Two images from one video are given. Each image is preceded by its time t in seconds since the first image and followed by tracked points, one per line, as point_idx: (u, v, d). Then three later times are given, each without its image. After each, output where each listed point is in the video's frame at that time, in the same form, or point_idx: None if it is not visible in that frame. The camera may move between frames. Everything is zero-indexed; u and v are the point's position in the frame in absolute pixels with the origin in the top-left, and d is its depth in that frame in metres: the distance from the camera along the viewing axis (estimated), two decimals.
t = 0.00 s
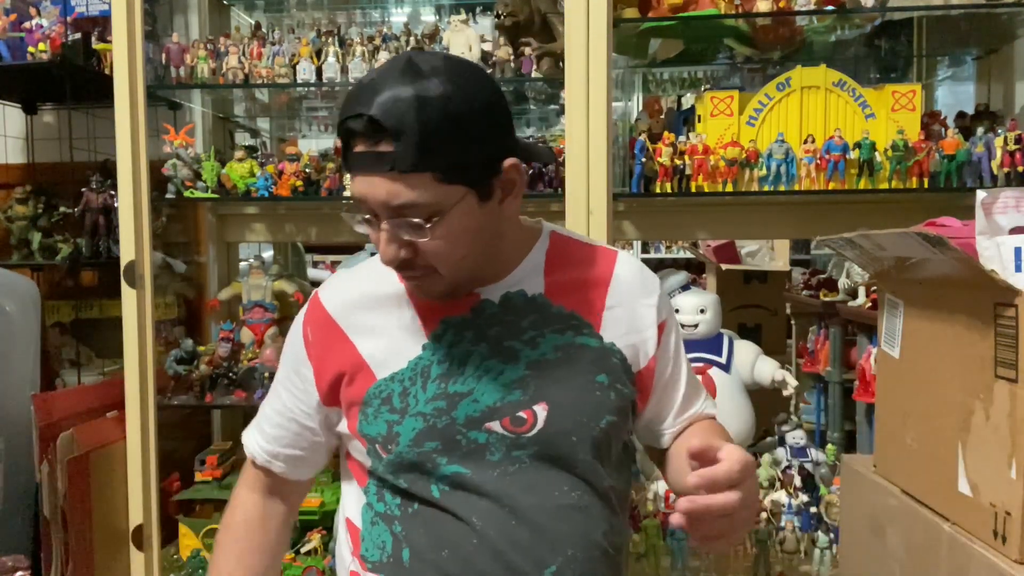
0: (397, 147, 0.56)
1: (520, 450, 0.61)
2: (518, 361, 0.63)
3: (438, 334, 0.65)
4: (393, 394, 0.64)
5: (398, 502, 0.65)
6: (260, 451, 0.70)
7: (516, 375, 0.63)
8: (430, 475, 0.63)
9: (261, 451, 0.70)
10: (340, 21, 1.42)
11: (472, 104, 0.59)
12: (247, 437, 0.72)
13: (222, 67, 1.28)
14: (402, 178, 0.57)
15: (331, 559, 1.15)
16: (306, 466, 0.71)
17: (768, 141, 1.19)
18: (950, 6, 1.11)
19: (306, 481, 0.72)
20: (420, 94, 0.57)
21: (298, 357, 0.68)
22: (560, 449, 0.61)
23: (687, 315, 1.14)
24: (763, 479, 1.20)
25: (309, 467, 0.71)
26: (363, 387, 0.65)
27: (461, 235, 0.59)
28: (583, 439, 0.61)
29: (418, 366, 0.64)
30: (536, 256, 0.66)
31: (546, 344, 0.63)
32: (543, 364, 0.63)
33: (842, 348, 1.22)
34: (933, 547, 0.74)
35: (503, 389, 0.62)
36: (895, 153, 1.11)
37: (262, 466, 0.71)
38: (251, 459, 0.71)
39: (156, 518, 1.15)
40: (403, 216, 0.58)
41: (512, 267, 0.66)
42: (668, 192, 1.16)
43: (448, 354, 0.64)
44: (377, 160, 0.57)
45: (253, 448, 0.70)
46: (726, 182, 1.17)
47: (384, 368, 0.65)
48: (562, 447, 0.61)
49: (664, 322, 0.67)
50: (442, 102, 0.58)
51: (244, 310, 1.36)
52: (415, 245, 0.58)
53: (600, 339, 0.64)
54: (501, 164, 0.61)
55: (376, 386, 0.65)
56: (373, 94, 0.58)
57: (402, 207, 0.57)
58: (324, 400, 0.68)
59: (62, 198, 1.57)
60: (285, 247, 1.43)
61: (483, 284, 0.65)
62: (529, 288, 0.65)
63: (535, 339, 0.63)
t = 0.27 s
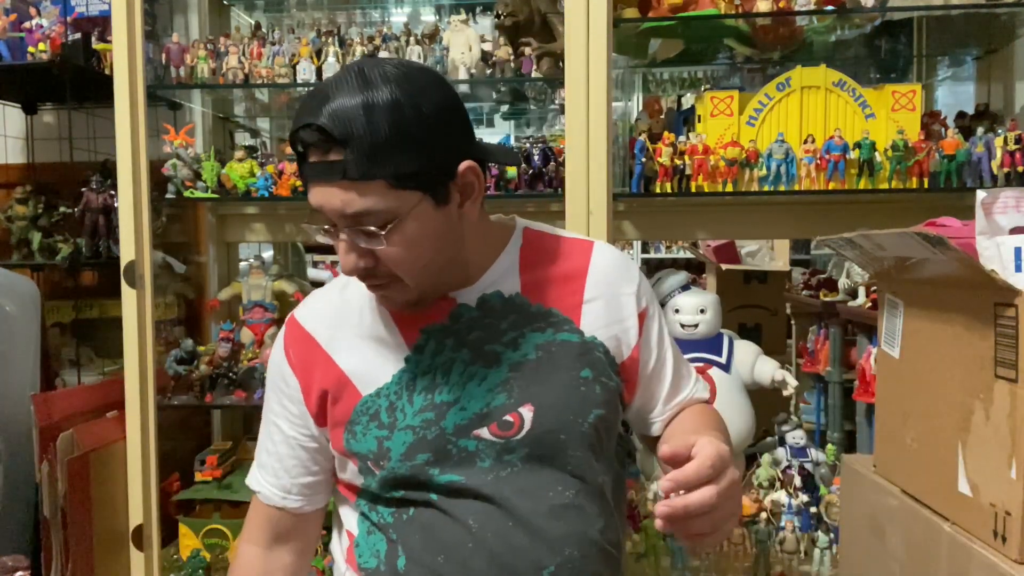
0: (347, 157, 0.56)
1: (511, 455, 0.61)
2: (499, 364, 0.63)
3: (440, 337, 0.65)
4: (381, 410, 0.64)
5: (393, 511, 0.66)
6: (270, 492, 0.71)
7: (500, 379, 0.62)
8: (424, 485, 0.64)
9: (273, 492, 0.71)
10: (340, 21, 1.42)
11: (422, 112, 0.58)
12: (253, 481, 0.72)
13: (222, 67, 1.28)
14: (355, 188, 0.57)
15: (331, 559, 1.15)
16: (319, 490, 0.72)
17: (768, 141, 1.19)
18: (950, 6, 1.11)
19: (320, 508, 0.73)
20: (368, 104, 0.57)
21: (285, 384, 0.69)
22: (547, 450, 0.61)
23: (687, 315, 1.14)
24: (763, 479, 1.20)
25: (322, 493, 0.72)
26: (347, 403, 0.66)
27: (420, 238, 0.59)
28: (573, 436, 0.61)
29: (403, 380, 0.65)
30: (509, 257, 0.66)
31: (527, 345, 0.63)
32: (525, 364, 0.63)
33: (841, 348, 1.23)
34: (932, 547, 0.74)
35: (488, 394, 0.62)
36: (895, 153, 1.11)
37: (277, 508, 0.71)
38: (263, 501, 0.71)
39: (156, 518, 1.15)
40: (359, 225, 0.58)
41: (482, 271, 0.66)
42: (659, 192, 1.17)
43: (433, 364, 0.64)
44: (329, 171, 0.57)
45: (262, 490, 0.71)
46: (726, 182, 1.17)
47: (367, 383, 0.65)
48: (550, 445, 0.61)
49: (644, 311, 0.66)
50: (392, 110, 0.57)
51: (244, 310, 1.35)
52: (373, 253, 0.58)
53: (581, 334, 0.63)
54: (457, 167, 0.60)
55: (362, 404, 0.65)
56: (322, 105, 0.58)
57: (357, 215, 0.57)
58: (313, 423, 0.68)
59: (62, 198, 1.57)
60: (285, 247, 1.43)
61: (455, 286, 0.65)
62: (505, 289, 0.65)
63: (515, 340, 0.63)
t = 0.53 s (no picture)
0: (340, 139, 0.57)
1: (494, 457, 0.61)
2: (485, 364, 0.63)
3: (430, 337, 0.64)
4: (360, 407, 0.64)
5: (377, 513, 0.65)
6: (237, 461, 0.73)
7: (484, 380, 0.62)
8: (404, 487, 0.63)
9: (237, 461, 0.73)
10: (340, 21, 1.42)
11: (417, 100, 0.58)
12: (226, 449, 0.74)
13: (222, 67, 1.28)
14: (345, 172, 0.57)
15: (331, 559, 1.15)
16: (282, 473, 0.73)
17: (768, 141, 1.19)
18: (950, 6, 1.11)
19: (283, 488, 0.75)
20: (362, 88, 0.57)
21: (264, 371, 0.70)
22: (531, 453, 0.61)
23: (687, 315, 1.14)
24: (763, 479, 1.20)
25: (285, 477, 0.74)
26: (329, 400, 0.65)
27: (409, 228, 0.58)
28: (556, 441, 0.61)
29: (384, 377, 0.64)
30: (501, 257, 0.66)
31: (513, 348, 0.63)
32: (510, 365, 0.63)
33: (842, 348, 1.23)
34: (932, 547, 0.74)
35: (471, 394, 0.62)
36: (895, 153, 1.12)
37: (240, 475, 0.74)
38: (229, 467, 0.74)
39: (156, 518, 1.15)
40: (348, 213, 0.58)
41: (474, 269, 0.65)
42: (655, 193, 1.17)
43: (416, 361, 0.64)
44: (320, 155, 0.57)
45: (230, 458, 0.73)
46: (726, 182, 1.17)
47: (349, 380, 0.65)
48: (534, 450, 0.61)
49: (638, 315, 0.66)
50: (386, 95, 0.57)
51: (244, 310, 1.38)
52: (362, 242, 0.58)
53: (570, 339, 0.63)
54: (451, 157, 0.60)
55: (343, 401, 0.65)
56: (318, 88, 0.58)
57: (347, 201, 0.57)
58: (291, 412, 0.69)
59: (62, 198, 1.57)
60: (285, 247, 1.42)
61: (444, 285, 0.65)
62: (495, 289, 0.65)
63: (501, 341, 0.63)
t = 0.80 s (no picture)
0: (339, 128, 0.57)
1: (495, 455, 0.61)
2: (486, 361, 0.63)
3: (427, 334, 0.65)
4: (364, 404, 0.64)
5: (378, 515, 0.64)
6: (213, 472, 0.67)
7: (485, 376, 0.63)
8: (405, 487, 0.62)
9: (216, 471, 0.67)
10: (340, 20, 1.42)
11: (417, 86, 0.59)
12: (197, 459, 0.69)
13: (222, 67, 1.28)
14: (345, 158, 0.57)
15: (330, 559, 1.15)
16: (264, 485, 0.69)
17: (768, 141, 1.19)
18: (950, 6, 1.11)
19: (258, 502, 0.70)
20: (363, 77, 0.58)
21: (261, 368, 0.67)
22: (533, 448, 0.61)
23: (687, 315, 1.14)
24: (763, 479, 1.20)
25: (265, 489, 0.69)
26: (331, 398, 0.65)
27: (410, 213, 0.58)
28: (557, 436, 0.61)
29: (387, 374, 0.64)
30: (501, 253, 0.67)
31: (513, 344, 0.63)
32: (511, 362, 0.63)
33: (842, 348, 1.23)
34: (932, 547, 0.74)
35: (472, 391, 0.62)
36: (895, 153, 1.12)
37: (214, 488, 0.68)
38: (202, 480, 0.68)
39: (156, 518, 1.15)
40: (347, 200, 0.58)
41: (471, 265, 0.66)
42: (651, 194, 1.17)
43: (417, 360, 0.64)
44: (320, 140, 0.57)
45: (206, 469, 0.68)
46: (726, 182, 1.17)
47: (351, 377, 0.65)
48: (535, 448, 0.61)
49: (634, 310, 0.66)
50: (387, 84, 0.58)
51: (244, 310, 1.38)
52: (362, 228, 0.58)
53: (569, 331, 0.63)
54: (449, 146, 0.61)
55: (345, 398, 0.65)
56: (319, 77, 0.58)
57: (349, 186, 0.57)
58: (292, 412, 0.67)
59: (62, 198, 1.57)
60: (285, 247, 1.42)
61: (442, 281, 0.65)
62: (493, 285, 0.65)
63: (502, 338, 0.64)
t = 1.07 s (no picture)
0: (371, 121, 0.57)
1: (506, 453, 0.60)
2: (498, 358, 0.63)
3: (432, 332, 0.64)
4: (373, 399, 0.63)
5: (381, 513, 0.63)
6: (208, 457, 0.67)
7: (496, 373, 0.62)
8: (411, 483, 0.61)
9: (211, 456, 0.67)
10: (340, 20, 1.42)
11: (449, 85, 0.59)
12: (192, 444, 0.68)
13: (222, 67, 1.28)
14: (377, 156, 0.57)
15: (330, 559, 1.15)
16: (259, 477, 0.68)
17: (768, 141, 1.19)
18: (949, 6, 1.11)
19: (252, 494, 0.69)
20: (396, 74, 0.58)
21: (264, 358, 0.67)
22: (543, 449, 0.60)
23: (687, 315, 1.14)
24: (763, 479, 1.20)
25: (258, 481, 0.68)
26: (340, 392, 0.64)
27: (437, 215, 0.59)
28: (568, 435, 0.60)
29: (397, 368, 0.64)
30: (516, 254, 0.66)
31: (526, 340, 0.63)
32: (525, 360, 0.62)
33: (842, 349, 1.23)
34: (933, 547, 0.74)
35: (483, 389, 0.62)
36: (895, 153, 1.12)
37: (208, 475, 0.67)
38: (195, 464, 0.67)
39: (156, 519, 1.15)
40: (378, 197, 0.58)
41: (487, 264, 0.66)
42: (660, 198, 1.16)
43: (428, 355, 0.64)
44: (353, 136, 0.57)
45: (201, 454, 0.67)
46: (726, 182, 1.17)
47: (361, 370, 0.64)
48: (546, 446, 0.60)
49: (646, 312, 0.66)
50: (419, 82, 0.58)
51: (244, 310, 1.38)
52: (389, 224, 0.58)
53: (582, 333, 0.63)
54: (478, 147, 0.61)
55: (354, 392, 0.64)
56: (351, 72, 0.58)
57: (379, 181, 0.57)
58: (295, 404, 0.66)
59: (61, 198, 1.57)
60: (285, 247, 1.43)
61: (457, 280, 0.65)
62: (507, 283, 0.65)
63: (515, 335, 0.63)
